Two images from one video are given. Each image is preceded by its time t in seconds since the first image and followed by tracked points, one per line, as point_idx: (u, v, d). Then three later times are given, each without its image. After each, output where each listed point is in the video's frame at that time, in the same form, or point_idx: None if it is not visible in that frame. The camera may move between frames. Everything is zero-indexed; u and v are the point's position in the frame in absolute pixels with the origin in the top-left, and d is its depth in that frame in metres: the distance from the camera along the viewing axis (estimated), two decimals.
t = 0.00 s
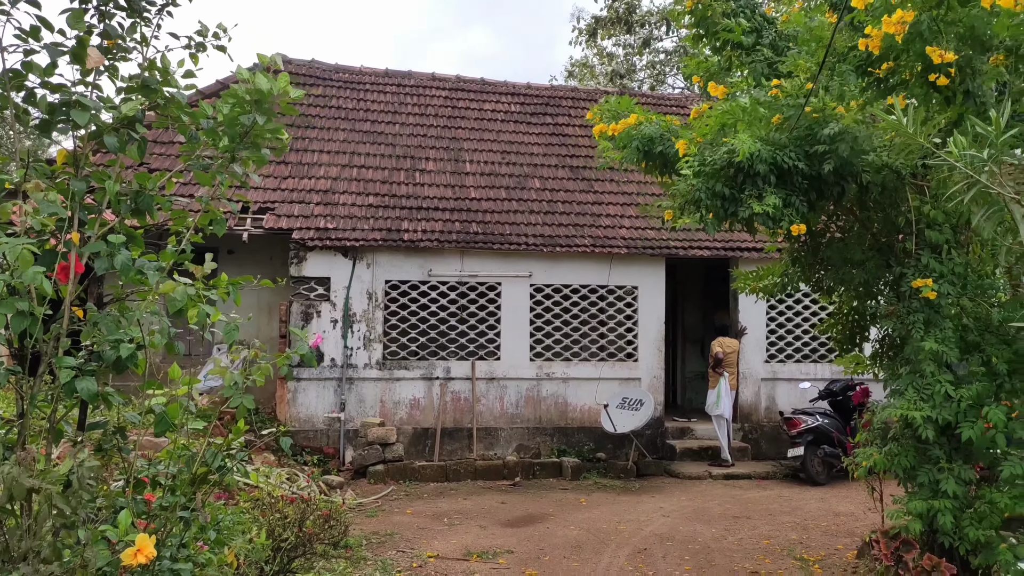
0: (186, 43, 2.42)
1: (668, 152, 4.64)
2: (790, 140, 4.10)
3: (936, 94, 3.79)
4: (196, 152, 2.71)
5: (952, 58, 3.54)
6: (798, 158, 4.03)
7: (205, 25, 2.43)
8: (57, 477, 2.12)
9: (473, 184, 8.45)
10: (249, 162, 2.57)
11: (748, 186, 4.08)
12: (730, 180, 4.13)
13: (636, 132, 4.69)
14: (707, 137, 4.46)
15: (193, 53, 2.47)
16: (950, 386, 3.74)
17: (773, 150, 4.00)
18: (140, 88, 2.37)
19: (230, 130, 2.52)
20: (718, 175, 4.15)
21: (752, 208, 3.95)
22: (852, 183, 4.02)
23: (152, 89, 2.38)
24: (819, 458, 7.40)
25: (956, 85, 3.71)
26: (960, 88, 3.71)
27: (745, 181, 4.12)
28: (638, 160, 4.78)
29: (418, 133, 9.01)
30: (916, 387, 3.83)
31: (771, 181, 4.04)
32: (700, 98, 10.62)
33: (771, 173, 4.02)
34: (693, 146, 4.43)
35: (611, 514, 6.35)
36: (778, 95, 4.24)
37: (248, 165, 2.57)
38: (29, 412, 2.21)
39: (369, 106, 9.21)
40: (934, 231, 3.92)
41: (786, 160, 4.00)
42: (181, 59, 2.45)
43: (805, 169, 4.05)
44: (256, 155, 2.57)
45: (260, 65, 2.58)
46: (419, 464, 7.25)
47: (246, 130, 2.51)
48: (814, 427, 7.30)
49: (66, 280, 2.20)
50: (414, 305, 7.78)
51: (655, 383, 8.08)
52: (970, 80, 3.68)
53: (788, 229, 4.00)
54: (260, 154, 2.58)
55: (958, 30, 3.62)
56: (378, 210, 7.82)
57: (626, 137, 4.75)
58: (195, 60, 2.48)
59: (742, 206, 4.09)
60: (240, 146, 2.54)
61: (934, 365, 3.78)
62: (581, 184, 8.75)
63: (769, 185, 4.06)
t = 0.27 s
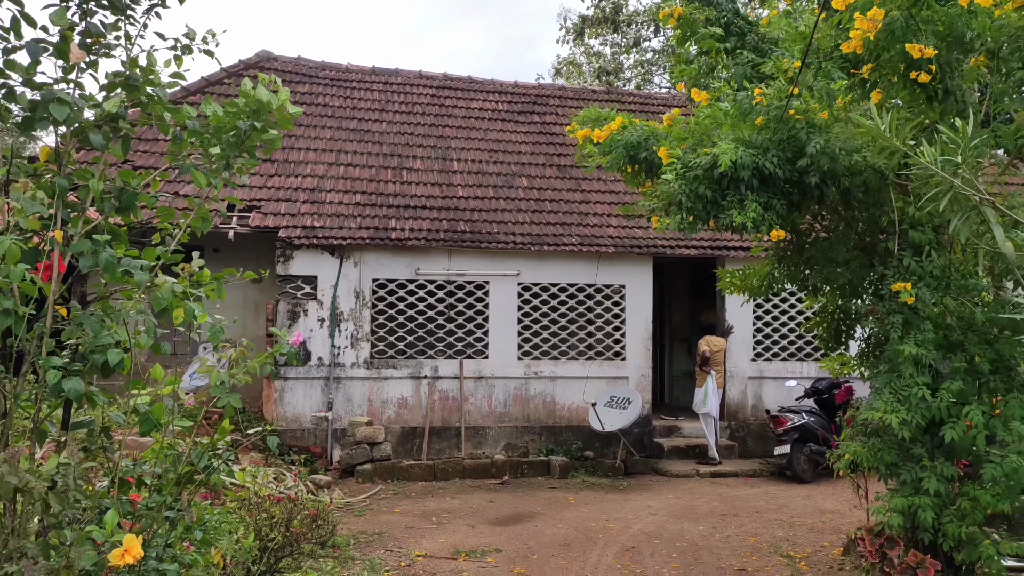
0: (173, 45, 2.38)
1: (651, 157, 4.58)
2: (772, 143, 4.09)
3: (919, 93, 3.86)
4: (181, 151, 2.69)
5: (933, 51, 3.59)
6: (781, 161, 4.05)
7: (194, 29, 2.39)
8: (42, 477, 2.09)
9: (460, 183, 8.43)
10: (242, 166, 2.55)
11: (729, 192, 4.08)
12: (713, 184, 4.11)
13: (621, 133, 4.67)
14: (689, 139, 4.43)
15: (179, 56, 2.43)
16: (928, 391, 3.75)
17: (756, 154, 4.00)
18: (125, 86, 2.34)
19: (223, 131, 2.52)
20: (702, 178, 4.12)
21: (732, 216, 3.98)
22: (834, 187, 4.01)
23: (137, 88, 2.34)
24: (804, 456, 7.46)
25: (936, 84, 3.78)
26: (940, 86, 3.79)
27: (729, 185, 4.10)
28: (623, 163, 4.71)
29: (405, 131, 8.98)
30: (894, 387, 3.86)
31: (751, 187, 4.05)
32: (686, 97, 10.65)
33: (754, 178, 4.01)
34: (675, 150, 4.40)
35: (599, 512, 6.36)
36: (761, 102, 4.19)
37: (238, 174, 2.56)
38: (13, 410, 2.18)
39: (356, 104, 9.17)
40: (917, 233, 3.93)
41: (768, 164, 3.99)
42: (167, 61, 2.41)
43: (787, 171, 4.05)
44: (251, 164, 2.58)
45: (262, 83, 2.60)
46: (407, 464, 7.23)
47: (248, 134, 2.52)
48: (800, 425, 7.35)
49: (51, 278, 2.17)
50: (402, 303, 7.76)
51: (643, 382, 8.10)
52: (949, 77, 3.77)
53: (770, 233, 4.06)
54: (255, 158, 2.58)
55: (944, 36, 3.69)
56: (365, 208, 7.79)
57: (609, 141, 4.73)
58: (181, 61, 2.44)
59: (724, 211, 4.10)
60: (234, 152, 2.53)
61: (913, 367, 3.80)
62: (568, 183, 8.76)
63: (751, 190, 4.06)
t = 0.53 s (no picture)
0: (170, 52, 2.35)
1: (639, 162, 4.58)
2: (761, 144, 4.10)
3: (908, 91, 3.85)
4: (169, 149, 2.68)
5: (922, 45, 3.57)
6: (768, 162, 4.07)
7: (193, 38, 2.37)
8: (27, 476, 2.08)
9: (450, 182, 8.42)
10: (246, 168, 2.60)
11: (717, 198, 4.08)
12: (701, 189, 4.11)
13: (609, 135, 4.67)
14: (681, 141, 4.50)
15: (173, 62, 2.42)
16: (903, 396, 3.80)
17: (742, 158, 4.02)
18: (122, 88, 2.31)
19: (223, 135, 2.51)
20: (689, 184, 4.13)
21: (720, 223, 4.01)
22: (822, 189, 4.03)
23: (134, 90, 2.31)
24: (792, 455, 7.50)
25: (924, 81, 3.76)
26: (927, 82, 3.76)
27: (718, 190, 4.10)
28: (613, 171, 4.71)
29: (395, 130, 8.96)
30: (876, 388, 3.89)
31: (739, 193, 4.05)
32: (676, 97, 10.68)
33: (741, 183, 4.01)
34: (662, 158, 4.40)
35: (589, 511, 6.37)
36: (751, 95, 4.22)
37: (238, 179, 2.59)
38: None
39: (346, 102, 9.14)
40: (903, 235, 3.95)
41: (754, 168, 4.00)
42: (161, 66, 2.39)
43: (773, 174, 4.07)
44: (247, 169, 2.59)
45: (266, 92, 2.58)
46: (397, 463, 7.22)
47: (245, 138, 2.53)
48: (788, 424, 7.39)
49: (40, 276, 2.15)
50: (392, 303, 7.75)
51: (632, 382, 8.12)
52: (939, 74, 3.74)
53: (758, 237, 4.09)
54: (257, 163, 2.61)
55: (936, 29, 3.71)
56: (355, 207, 7.77)
57: (595, 149, 4.70)
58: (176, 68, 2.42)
59: (713, 216, 4.13)
60: (236, 153, 2.57)
61: (891, 371, 3.83)
62: (558, 183, 8.76)
63: (739, 195, 4.06)
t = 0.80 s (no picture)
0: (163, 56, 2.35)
1: (625, 163, 4.62)
2: (751, 145, 4.11)
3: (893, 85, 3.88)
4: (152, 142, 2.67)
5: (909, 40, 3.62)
6: (758, 162, 4.05)
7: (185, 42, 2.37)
8: (15, 479, 2.07)
9: (443, 183, 8.41)
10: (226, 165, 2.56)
11: (705, 199, 4.07)
12: (690, 190, 4.08)
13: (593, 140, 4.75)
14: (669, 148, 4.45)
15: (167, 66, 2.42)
16: (887, 400, 3.84)
17: (729, 157, 4.01)
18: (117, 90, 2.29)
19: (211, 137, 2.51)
20: (678, 186, 4.11)
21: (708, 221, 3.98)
22: (813, 189, 3.98)
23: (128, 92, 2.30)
24: (783, 457, 7.52)
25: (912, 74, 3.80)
26: (915, 75, 3.80)
27: (708, 192, 4.07)
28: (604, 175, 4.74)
29: (387, 132, 8.95)
30: (865, 392, 3.91)
31: (728, 194, 4.05)
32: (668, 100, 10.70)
33: (729, 183, 4.00)
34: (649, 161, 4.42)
35: (580, 513, 6.37)
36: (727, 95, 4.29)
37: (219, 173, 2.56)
38: None
39: (338, 103, 9.12)
40: (892, 238, 3.97)
41: (742, 168, 3.98)
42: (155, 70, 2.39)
43: (762, 173, 4.05)
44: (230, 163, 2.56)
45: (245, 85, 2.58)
46: (388, 465, 7.21)
47: (229, 136, 2.54)
48: (779, 426, 7.41)
49: (30, 277, 2.14)
50: (383, 304, 7.73)
51: (624, 384, 8.13)
52: (925, 67, 3.79)
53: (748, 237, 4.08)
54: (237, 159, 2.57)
55: (926, 24, 3.75)
56: (347, 208, 7.75)
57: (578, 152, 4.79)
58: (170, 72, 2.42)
59: (702, 217, 4.09)
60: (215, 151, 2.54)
61: (876, 376, 3.87)
62: (551, 185, 8.76)
63: (727, 197, 4.05)
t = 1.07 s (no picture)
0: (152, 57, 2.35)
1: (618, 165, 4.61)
2: (743, 145, 4.11)
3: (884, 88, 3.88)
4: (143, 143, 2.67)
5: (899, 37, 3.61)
6: (750, 162, 4.05)
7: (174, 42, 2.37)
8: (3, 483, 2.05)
9: (436, 186, 8.40)
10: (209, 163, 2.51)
11: (696, 193, 4.08)
12: (682, 186, 4.10)
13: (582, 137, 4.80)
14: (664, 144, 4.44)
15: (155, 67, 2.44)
16: (876, 403, 3.84)
17: (722, 155, 4.01)
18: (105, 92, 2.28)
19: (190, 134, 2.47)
20: (672, 181, 4.11)
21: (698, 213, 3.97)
22: (802, 192, 4.01)
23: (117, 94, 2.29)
24: (775, 460, 7.54)
25: (903, 75, 3.79)
26: (906, 77, 3.80)
27: (699, 188, 4.09)
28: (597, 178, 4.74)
29: (380, 134, 8.93)
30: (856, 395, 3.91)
31: (719, 189, 4.05)
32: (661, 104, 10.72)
33: (721, 179, 4.01)
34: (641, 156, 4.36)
35: (573, 517, 6.36)
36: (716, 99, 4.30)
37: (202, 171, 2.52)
38: None
39: (331, 106, 9.10)
40: (883, 242, 3.98)
41: (734, 166, 3.99)
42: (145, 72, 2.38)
43: (753, 172, 4.05)
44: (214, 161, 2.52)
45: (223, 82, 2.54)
46: (380, 469, 7.18)
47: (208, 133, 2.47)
48: (770, 430, 7.43)
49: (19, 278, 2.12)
50: (376, 307, 7.71)
51: (616, 387, 8.13)
52: (915, 70, 3.78)
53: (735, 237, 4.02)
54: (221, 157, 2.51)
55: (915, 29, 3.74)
56: (339, 211, 7.73)
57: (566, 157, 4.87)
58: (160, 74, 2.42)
59: (690, 212, 4.08)
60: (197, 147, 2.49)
61: (867, 379, 3.87)
62: (543, 188, 8.77)
63: (719, 191, 4.05)
